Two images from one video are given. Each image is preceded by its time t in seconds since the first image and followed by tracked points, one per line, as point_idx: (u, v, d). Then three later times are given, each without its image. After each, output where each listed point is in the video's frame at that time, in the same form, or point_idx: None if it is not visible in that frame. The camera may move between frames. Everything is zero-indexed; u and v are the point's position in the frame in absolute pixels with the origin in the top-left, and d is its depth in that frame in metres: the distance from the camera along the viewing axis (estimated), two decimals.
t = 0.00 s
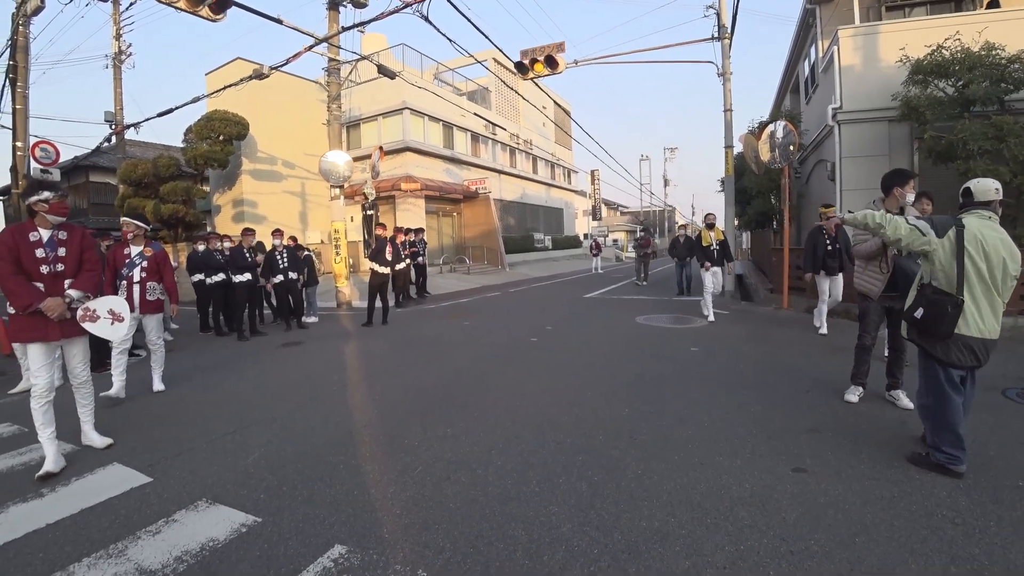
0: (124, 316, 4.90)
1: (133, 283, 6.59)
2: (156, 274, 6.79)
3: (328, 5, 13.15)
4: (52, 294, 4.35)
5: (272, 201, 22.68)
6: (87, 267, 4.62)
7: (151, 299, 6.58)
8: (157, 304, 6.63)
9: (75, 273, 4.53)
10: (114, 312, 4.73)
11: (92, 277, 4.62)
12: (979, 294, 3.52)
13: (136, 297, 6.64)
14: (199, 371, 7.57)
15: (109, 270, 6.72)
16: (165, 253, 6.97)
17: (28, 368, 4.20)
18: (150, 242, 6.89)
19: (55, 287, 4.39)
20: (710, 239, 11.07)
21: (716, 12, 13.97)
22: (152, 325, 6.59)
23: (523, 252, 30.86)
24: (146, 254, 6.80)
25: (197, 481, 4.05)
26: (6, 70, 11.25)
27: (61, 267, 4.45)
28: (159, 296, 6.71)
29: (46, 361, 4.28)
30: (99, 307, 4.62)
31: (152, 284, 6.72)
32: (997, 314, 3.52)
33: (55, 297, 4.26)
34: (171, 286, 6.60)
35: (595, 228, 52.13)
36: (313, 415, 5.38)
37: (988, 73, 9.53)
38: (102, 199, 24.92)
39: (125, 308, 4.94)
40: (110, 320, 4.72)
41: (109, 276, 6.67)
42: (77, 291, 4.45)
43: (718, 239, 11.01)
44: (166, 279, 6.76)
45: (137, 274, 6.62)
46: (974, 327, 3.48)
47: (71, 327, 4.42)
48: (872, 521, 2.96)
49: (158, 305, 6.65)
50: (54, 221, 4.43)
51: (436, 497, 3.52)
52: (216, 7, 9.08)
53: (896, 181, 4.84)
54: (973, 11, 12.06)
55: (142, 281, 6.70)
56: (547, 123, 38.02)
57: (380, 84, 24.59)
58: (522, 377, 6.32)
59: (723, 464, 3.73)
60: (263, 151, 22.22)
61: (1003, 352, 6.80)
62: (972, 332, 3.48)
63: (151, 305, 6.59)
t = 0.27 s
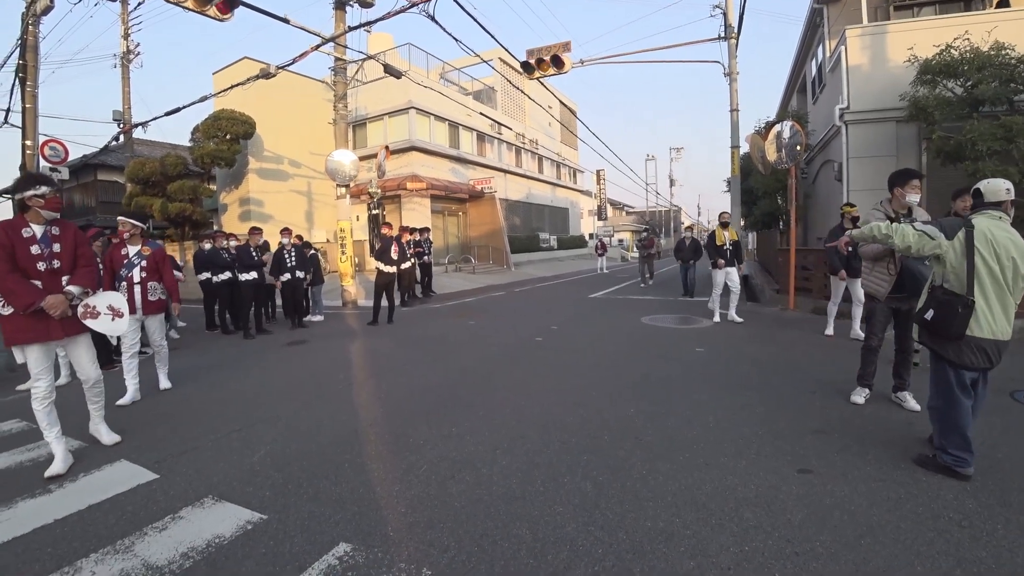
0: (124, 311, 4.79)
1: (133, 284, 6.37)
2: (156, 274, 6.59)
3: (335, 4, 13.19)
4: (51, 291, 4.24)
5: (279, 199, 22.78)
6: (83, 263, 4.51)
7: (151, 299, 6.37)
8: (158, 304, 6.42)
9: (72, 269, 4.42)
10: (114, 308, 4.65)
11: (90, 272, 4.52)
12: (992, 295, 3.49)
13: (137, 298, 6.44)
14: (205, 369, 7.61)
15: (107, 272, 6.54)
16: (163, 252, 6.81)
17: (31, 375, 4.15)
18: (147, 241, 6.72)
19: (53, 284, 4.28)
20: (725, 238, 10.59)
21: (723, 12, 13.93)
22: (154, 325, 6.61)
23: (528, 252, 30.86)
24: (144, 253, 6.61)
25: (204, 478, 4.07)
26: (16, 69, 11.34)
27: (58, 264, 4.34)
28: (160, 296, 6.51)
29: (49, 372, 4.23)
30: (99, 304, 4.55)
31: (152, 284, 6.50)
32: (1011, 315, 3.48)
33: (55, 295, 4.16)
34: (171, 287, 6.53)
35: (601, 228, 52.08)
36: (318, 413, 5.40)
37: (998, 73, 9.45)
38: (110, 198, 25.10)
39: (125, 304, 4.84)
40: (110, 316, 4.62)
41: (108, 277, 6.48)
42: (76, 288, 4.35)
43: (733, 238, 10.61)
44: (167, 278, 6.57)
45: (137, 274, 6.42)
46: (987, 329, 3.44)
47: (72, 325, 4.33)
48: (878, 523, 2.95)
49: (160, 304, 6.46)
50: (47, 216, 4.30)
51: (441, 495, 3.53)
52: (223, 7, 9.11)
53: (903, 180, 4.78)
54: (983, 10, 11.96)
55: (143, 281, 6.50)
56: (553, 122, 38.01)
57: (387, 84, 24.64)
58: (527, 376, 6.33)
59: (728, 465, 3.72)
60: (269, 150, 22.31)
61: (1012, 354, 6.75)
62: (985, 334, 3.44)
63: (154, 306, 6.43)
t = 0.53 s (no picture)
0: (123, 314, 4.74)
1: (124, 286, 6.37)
2: (147, 275, 6.56)
3: (336, 5, 13.20)
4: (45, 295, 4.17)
5: (282, 200, 22.83)
6: (79, 266, 4.47)
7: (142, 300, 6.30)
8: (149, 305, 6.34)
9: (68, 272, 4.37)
10: (111, 310, 4.60)
11: (85, 275, 4.47)
12: (1001, 291, 3.46)
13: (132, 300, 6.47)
14: (210, 370, 7.64)
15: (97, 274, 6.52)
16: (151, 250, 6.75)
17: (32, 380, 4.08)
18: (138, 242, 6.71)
19: (48, 288, 4.21)
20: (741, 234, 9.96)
21: (725, 8, 13.88)
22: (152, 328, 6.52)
23: (532, 250, 30.86)
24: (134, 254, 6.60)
25: (209, 479, 4.09)
26: (20, 73, 11.40)
27: (52, 267, 4.27)
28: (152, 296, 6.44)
29: (49, 380, 4.17)
30: (95, 306, 4.49)
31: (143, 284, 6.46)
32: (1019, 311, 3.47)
33: (50, 299, 4.09)
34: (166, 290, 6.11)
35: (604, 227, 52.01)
36: (323, 413, 5.41)
37: (1003, 67, 9.38)
38: (115, 200, 25.22)
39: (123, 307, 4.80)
40: (109, 318, 4.58)
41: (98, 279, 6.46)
42: (72, 291, 4.29)
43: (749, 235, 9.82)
44: (157, 278, 6.51)
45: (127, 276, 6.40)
46: (996, 325, 3.42)
47: (68, 329, 4.28)
48: (883, 520, 2.94)
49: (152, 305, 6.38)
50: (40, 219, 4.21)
51: (445, 495, 3.54)
52: (225, 8, 9.14)
53: (896, 176, 4.82)
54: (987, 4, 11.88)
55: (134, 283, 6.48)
56: (556, 121, 37.99)
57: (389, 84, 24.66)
58: (531, 375, 6.33)
59: (733, 462, 3.72)
60: (272, 151, 22.36)
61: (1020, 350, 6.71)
62: (994, 330, 3.42)
63: (146, 307, 6.33)
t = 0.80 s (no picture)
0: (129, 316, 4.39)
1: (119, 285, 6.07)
2: (143, 273, 6.21)
3: (344, 7, 13.26)
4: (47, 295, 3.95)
5: (289, 200, 22.94)
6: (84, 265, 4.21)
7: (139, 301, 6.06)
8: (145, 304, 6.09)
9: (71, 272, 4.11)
10: (115, 311, 4.26)
11: (90, 275, 4.19)
12: (1010, 299, 3.45)
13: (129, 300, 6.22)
14: (216, 368, 7.68)
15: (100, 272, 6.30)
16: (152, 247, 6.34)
17: (76, 395, 4.08)
18: (133, 239, 6.34)
19: (50, 288, 3.99)
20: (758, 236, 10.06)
21: (732, 12, 13.88)
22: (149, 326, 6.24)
23: (537, 252, 30.87)
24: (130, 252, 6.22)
25: (215, 477, 4.11)
26: (32, 72, 11.51)
27: (55, 266, 4.04)
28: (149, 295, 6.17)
29: (95, 396, 4.14)
30: (98, 307, 4.18)
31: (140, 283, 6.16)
32: None
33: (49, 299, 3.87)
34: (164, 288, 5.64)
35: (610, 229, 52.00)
36: (328, 413, 5.43)
37: (1011, 71, 9.34)
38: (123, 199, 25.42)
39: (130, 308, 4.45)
40: (114, 320, 4.25)
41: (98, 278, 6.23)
42: (74, 291, 4.03)
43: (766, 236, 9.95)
44: (153, 276, 6.14)
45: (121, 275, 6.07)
46: (1005, 333, 3.40)
47: (70, 331, 4.03)
48: (887, 526, 2.93)
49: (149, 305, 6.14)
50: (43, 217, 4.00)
51: (448, 496, 3.55)
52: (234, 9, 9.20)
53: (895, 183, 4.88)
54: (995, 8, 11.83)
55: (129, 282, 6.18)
56: (562, 123, 38.03)
57: (395, 86, 24.74)
58: (535, 377, 6.33)
59: (737, 466, 3.71)
60: (280, 151, 22.48)
61: None
62: (1002, 337, 3.40)
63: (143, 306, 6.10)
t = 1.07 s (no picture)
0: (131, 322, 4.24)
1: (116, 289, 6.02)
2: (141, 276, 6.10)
3: (352, 11, 13.35)
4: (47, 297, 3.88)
5: (294, 203, 23.04)
6: (89, 268, 4.11)
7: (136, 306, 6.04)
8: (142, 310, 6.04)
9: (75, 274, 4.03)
10: (115, 317, 4.11)
11: (93, 279, 4.08)
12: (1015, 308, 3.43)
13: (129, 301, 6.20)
14: (221, 369, 7.72)
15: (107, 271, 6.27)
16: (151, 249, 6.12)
17: (76, 401, 3.97)
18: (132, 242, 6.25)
19: (51, 290, 3.93)
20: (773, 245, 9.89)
21: (738, 18, 13.90)
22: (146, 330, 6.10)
23: (541, 257, 30.88)
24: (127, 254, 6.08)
25: (218, 477, 4.13)
26: (42, 74, 11.63)
27: (59, 268, 3.97)
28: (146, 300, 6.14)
29: (97, 402, 4.03)
30: (98, 313, 4.04)
31: (137, 287, 6.08)
32: None
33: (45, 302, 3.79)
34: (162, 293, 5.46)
35: (614, 234, 51.96)
36: (330, 415, 5.45)
37: (1018, 77, 9.32)
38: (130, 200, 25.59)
39: (135, 313, 4.30)
40: (113, 328, 4.10)
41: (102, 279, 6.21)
42: (72, 295, 3.92)
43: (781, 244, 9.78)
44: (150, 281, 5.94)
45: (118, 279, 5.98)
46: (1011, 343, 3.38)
47: (69, 337, 3.91)
48: (890, 533, 2.92)
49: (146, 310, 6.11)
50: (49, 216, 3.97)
51: (450, 498, 3.55)
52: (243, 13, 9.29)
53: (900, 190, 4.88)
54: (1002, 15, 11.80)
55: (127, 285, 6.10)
56: (567, 128, 38.09)
57: (401, 89, 24.86)
58: (537, 381, 6.33)
59: (739, 472, 3.70)
60: (286, 153, 22.59)
61: None
62: (1007, 347, 3.39)
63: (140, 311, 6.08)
